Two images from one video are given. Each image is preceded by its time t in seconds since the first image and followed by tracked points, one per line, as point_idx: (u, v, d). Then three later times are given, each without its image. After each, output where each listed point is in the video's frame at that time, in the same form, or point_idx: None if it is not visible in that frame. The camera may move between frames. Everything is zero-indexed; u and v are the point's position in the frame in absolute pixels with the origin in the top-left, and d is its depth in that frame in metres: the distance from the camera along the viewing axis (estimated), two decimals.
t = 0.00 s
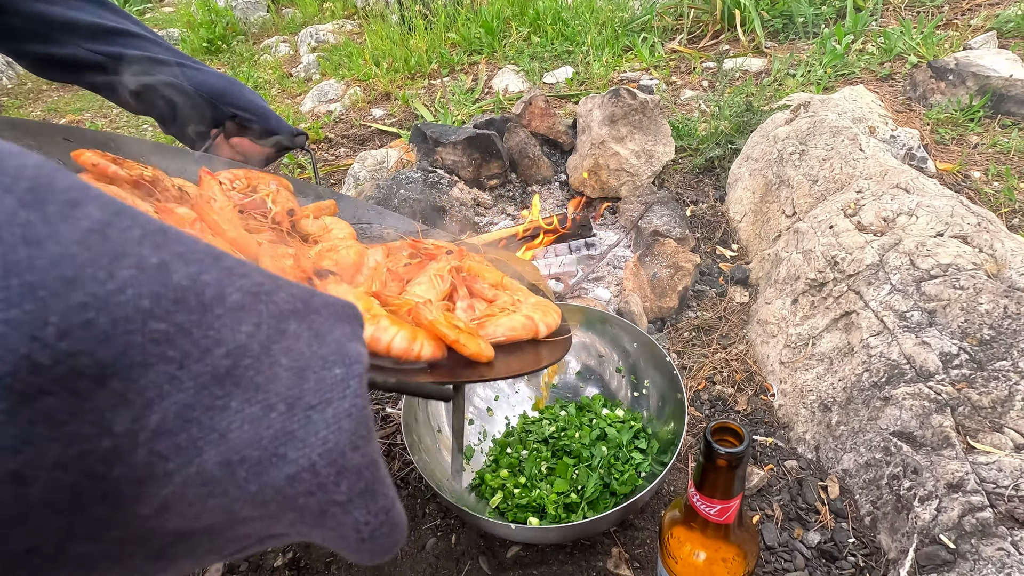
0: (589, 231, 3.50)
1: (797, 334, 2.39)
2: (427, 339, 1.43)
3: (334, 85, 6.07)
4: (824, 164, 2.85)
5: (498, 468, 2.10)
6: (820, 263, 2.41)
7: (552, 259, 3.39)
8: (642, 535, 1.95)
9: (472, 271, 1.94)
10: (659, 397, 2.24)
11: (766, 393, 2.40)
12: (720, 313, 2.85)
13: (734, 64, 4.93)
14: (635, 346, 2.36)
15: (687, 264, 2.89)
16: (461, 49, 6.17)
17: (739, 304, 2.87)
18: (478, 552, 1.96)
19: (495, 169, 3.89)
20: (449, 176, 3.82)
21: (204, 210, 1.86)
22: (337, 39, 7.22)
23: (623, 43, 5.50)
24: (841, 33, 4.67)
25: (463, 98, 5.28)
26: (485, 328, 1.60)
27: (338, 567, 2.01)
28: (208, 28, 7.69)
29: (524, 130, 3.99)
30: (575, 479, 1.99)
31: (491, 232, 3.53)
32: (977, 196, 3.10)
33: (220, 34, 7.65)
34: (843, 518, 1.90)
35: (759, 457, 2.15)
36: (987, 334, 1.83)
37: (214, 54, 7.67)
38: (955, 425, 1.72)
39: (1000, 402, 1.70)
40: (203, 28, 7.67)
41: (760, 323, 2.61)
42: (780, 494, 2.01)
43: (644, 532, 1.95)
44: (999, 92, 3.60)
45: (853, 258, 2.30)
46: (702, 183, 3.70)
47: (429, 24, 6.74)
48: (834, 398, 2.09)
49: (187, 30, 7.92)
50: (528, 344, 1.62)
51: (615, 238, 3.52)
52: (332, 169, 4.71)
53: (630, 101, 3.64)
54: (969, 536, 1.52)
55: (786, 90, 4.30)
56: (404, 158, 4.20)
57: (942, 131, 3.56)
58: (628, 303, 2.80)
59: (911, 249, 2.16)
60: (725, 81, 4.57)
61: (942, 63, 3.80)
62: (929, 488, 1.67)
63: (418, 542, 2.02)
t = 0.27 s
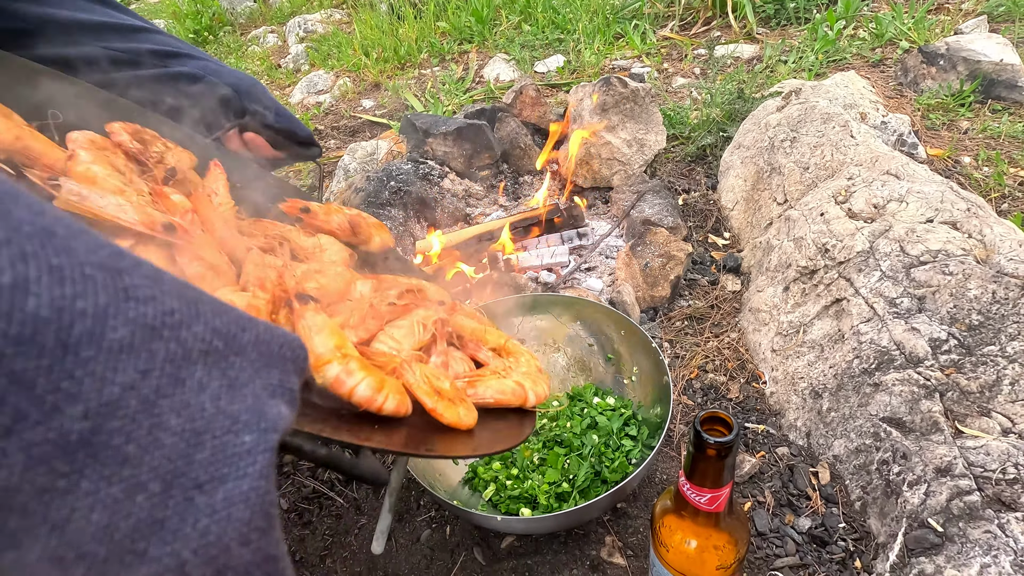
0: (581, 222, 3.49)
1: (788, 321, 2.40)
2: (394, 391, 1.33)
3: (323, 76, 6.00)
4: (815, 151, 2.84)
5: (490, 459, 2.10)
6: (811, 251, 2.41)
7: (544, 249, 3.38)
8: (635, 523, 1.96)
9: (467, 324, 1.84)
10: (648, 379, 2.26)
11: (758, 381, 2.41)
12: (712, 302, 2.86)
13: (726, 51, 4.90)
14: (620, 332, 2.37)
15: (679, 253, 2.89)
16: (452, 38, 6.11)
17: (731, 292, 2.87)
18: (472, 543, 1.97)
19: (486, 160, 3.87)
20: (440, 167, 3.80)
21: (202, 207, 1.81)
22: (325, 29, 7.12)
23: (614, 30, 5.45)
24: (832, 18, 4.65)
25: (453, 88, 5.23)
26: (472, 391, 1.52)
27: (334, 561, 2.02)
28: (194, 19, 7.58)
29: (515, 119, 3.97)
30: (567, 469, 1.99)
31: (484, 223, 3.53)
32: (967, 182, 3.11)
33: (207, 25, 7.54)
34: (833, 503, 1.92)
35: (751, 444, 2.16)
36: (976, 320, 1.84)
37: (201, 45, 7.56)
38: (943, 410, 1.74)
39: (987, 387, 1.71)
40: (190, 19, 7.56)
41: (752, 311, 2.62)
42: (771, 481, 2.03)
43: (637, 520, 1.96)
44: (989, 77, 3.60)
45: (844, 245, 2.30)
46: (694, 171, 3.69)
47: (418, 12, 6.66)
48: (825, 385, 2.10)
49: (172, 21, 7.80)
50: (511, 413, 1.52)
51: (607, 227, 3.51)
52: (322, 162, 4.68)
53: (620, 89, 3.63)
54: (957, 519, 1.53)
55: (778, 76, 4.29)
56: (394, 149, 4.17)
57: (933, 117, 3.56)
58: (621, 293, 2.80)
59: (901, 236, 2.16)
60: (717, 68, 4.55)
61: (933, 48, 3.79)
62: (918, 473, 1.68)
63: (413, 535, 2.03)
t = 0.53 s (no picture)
0: (575, 214, 3.47)
1: (782, 312, 2.40)
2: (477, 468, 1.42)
3: (315, 70, 5.96)
4: (809, 140, 2.83)
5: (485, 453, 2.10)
6: (805, 241, 2.41)
7: (538, 242, 3.37)
8: (630, 515, 1.97)
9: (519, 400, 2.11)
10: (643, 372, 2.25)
11: (752, 372, 2.42)
12: (707, 293, 2.86)
13: (720, 40, 4.88)
14: (615, 326, 2.35)
15: (674, 245, 2.88)
16: (444, 30, 6.07)
17: (725, 283, 2.87)
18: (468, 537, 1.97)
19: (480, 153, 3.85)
20: (433, 161, 3.78)
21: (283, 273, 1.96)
22: (317, 22, 7.06)
23: (608, 21, 5.42)
24: (826, 7, 4.62)
25: (447, 80, 5.20)
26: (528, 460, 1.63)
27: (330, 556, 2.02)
28: (185, 14, 7.52)
29: (508, 112, 3.94)
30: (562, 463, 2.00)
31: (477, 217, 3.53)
32: (961, 170, 3.11)
33: (198, 19, 7.47)
34: (827, 493, 1.92)
35: (745, 435, 2.17)
36: (968, 309, 1.84)
37: (191, 40, 7.50)
38: (936, 399, 1.74)
39: (979, 375, 1.72)
40: (181, 14, 7.50)
41: (746, 302, 2.62)
42: (765, 471, 2.04)
43: (632, 512, 1.97)
44: (983, 65, 3.59)
45: (838, 235, 2.30)
46: (688, 162, 3.67)
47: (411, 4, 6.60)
48: (818, 375, 2.11)
49: (163, 15, 7.73)
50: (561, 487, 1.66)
51: (602, 220, 3.50)
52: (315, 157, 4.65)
53: (615, 80, 3.66)
54: (949, 508, 1.54)
55: (772, 66, 4.27)
56: (387, 143, 4.14)
57: (927, 105, 3.55)
58: (615, 285, 2.80)
59: (894, 226, 2.17)
60: (711, 58, 4.53)
61: (926, 36, 3.78)
62: (910, 462, 1.69)
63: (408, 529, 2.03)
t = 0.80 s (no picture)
0: (572, 211, 3.46)
1: (779, 307, 2.39)
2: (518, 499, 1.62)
3: (311, 67, 5.93)
4: (806, 135, 2.82)
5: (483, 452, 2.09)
6: (802, 236, 2.40)
7: (535, 239, 3.36)
8: (628, 512, 1.97)
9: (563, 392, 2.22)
10: (640, 369, 2.24)
11: (750, 367, 2.41)
12: (705, 289, 2.85)
13: (717, 34, 4.85)
14: (613, 323, 2.32)
15: (670, 241, 2.88)
16: (440, 26, 6.04)
17: (723, 279, 2.86)
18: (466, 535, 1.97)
19: (476, 150, 3.83)
20: (429, 158, 3.77)
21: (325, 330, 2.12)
22: (312, 19, 7.03)
23: (604, 15, 5.39)
24: None
25: (443, 77, 5.17)
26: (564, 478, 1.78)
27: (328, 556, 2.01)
28: (179, 12, 7.48)
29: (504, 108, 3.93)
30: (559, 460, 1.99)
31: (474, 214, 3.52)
32: (958, 163, 3.10)
33: (192, 17, 7.44)
34: (824, 488, 1.92)
35: (742, 431, 2.17)
36: (965, 303, 1.84)
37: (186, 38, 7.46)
38: (933, 394, 1.74)
39: (976, 369, 1.71)
40: (175, 12, 7.46)
41: (744, 298, 2.61)
42: (763, 467, 2.04)
43: (630, 509, 1.97)
44: (980, 57, 3.58)
45: (835, 230, 2.29)
46: (685, 157, 3.66)
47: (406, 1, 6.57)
48: (816, 370, 2.10)
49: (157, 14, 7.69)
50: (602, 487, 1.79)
51: (598, 216, 3.48)
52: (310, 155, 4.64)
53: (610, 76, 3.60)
54: (946, 502, 1.54)
55: (769, 60, 4.25)
56: (383, 140, 4.12)
57: (925, 98, 3.54)
58: (612, 282, 2.79)
59: (891, 220, 2.16)
60: (708, 52, 4.50)
61: (924, 28, 3.76)
62: (907, 457, 1.68)
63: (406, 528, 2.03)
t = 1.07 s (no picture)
0: (570, 209, 3.45)
1: (778, 305, 2.39)
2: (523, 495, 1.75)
3: (309, 66, 5.91)
4: (805, 133, 2.82)
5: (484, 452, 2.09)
6: (800, 234, 2.40)
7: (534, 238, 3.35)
8: (628, 510, 1.97)
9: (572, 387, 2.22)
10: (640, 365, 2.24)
11: (749, 365, 2.41)
12: (703, 287, 2.85)
13: (715, 32, 4.84)
14: (614, 319, 2.31)
15: (669, 240, 2.88)
16: (439, 24, 6.03)
17: (722, 277, 2.86)
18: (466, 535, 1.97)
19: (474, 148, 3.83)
20: (428, 157, 3.76)
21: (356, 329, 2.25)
22: (310, 17, 7.01)
23: (602, 14, 5.38)
24: None
25: (441, 75, 5.16)
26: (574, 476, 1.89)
27: (327, 555, 2.01)
28: (176, 10, 7.45)
29: (503, 107, 3.92)
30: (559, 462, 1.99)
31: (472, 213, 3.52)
32: (956, 161, 3.10)
33: (190, 15, 7.42)
34: (824, 486, 1.92)
35: (742, 429, 2.17)
36: (964, 300, 1.84)
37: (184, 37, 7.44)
38: (932, 392, 1.74)
39: (976, 366, 1.71)
40: (172, 10, 7.42)
41: (743, 296, 2.61)
42: (762, 465, 2.04)
43: (629, 508, 1.97)
44: (978, 55, 3.59)
45: (834, 228, 2.29)
46: (684, 155, 3.66)
47: None
48: (815, 368, 2.11)
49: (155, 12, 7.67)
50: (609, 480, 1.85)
51: (597, 214, 3.48)
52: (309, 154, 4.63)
53: (609, 74, 3.60)
54: (945, 500, 1.54)
55: (768, 58, 4.24)
56: (381, 139, 4.12)
57: (923, 96, 3.53)
58: (611, 280, 2.79)
59: (890, 218, 2.16)
60: (706, 50, 4.50)
61: (922, 26, 3.75)
62: (906, 455, 1.68)
63: (406, 527, 2.03)
